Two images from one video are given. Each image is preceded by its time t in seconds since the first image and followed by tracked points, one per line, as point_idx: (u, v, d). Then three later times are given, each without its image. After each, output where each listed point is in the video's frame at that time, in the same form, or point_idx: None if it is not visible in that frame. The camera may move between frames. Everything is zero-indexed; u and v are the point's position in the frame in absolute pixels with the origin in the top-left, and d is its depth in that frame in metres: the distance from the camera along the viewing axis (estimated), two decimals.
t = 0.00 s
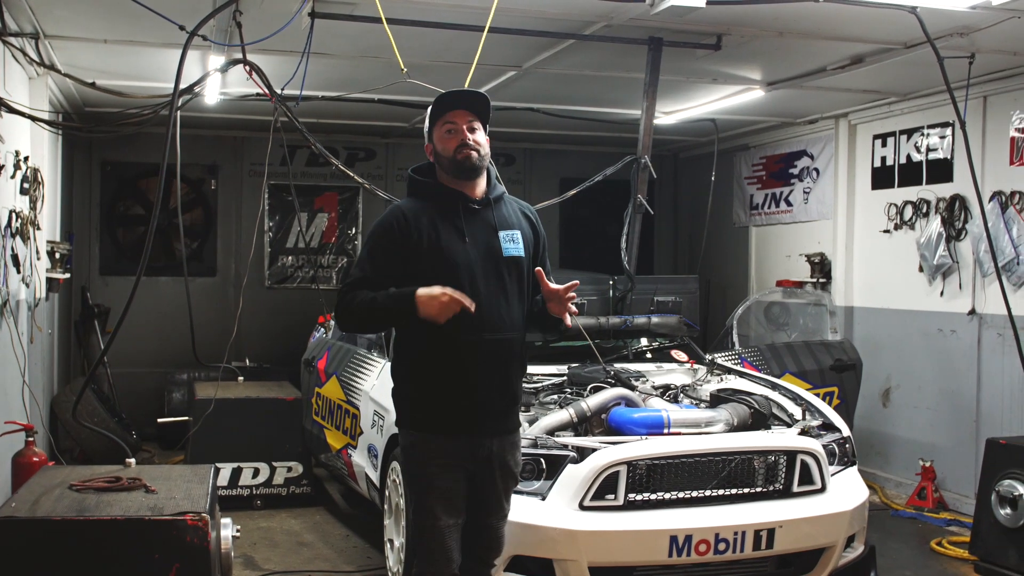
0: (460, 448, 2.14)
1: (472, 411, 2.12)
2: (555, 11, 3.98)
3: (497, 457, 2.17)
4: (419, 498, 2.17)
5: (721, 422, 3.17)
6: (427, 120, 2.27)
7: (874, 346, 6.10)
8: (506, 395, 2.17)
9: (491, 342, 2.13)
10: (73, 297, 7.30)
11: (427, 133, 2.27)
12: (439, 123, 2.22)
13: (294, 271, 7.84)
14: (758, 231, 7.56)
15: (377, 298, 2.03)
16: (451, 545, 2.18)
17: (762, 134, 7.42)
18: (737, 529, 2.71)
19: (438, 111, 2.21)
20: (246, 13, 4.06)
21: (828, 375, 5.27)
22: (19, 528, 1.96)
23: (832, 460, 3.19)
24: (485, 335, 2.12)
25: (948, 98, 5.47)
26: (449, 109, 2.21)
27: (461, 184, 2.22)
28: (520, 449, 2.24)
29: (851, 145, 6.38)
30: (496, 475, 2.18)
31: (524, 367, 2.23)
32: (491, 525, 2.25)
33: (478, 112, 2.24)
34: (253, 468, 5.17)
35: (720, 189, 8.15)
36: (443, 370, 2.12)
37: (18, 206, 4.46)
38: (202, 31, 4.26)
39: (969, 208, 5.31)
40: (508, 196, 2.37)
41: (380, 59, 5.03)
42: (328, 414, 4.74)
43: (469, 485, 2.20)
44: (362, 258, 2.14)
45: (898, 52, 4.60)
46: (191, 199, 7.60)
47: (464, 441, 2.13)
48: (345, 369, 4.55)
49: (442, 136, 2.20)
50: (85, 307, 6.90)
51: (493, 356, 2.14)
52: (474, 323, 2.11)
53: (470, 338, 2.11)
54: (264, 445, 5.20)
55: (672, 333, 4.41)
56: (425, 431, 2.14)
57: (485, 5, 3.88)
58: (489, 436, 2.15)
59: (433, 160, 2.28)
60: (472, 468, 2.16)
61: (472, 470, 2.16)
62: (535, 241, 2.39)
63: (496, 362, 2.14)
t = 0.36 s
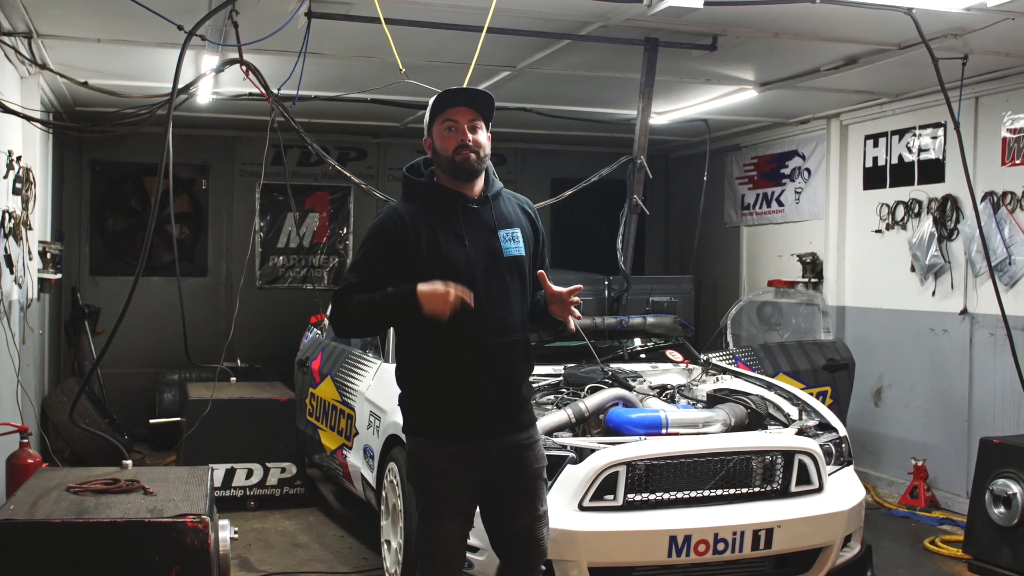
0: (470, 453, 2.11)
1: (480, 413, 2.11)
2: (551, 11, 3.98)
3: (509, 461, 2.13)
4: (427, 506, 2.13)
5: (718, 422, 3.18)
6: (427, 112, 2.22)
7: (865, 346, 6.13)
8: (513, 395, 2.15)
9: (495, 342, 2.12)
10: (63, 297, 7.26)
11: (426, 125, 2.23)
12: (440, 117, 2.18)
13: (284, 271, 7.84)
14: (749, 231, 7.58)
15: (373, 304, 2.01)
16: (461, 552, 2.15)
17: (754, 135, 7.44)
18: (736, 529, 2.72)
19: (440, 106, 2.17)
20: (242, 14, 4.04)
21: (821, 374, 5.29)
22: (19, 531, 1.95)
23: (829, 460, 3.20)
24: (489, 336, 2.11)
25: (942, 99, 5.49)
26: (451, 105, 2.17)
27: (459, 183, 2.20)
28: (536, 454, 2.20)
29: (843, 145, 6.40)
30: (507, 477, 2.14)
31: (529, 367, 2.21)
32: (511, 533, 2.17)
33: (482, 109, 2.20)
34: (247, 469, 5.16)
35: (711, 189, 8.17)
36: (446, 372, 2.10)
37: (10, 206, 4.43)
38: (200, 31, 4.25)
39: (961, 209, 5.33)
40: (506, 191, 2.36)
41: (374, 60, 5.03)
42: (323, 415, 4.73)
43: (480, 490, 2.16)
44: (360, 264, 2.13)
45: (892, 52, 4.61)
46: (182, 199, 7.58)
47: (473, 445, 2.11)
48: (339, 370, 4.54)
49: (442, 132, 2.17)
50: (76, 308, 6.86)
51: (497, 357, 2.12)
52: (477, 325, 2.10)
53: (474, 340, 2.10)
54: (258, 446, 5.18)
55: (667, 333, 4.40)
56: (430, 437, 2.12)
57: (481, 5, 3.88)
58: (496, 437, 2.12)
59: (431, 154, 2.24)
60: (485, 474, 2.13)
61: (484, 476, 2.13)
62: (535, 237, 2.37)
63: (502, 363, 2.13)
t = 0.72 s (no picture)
0: (480, 456, 2.11)
1: (492, 417, 2.11)
2: (539, 12, 3.98)
3: (521, 464, 2.12)
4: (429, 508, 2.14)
5: (708, 422, 3.19)
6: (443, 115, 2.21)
7: (849, 346, 6.17)
8: (527, 399, 2.14)
9: (508, 346, 2.11)
10: (45, 298, 7.19)
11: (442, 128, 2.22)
12: (455, 120, 2.17)
13: (268, 271, 7.80)
14: (733, 231, 7.62)
15: (391, 316, 2.09)
16: (460, 555, 2.14)
17: (738, 135, 7.47)
18: (726, 529, 2.73)
19: (454, 108, 2.16)
20: (232, 13, 4.00)
21: (807, 374, 5.32)
22: (7, 535, 1.92)
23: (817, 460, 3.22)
24: (501, 339, 2.11)
25: (927, 100, 5.53)
26: (466, 108, 2.16)
27: (474, 186, 2.17)
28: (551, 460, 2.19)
29: (827, 146, 6.44)
30: (517, 482, 2.13)
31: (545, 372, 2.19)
32: (521, 536, 2.16)
33: (495, 111, 2.18)
34: (233, 470, 5.12)
35: (696, 189, 8.19)
36: (458, 375, 2.11)
37: None
38: (191, 30, 4.22)
39: (945, 210, 5.39)
40: (530, 194, 2.29)
41: (361, 59, 5.01)
42: (310, 416, 4.70)
43: (489, 493, 2.16)
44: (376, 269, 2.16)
45: (878, 54, 4.64)
46: (166, 198, 7.52)
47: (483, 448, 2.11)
48: (327, 371, 4.52)
49: (456, 135, 2.16)
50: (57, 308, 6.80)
51: (510, 361, 2.12)
52: (487, 328, 2.10)
53: (485, 344, 2.10)
54: (243, 448, 5.15)
55: (655, 333, 4.40)
56: (440, 440, 2.12)
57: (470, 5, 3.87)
58: (506, 441, 2.12)
59: (448, 158, 2.23)
60: (496, 477, 2.13)
61: (493, 480, 2.13)
62: (560, 241, 2.29)
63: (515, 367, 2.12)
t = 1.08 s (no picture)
0: (516, 455, 2.11)
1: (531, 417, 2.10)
2: (529, 12, 3.99)
3: (557, 464, 2.12)
4: (462, 503, 2.15)
5: (699, 421, 3.19)
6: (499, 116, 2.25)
7: (834, 345, 6.22)
8: (569, 399, 2.12)
9: (550, 346, 2.10)
10: (28, 297, 7.11)
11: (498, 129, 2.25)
12: (509, 120, 2.20)
13: (254, 271, 7.76)
14: (718, 231, 7.65)
15: (437, 313, 2.10)
16: (465, 555, 2.12)
17: (724, 135, 7.50)
18: (718, 528, 2.74)
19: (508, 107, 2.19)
20: (222, 11, 3.97)
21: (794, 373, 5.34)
22: None
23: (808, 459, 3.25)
24: (543, 339, 2.10)
25: (912, 101, 5.57)
26: (520, 108, 2.18)
27: (525, 185, 2.18)
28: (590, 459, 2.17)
29: (812, 146, 6.48)
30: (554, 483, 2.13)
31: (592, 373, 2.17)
32: (554, 535, 2.17)
33: (551, 111, 2.20)
34: (220, 471, 5.10)
35: (681, 189, 8.22)
36: (496, 374, 2.11)
37: None
38: (183, 29, 4.21)
39: (930, 210, 5.44)
40: (586, 197, 2.28)
41: (349, 58, 4.99)
42: (298, 416, 4.69)
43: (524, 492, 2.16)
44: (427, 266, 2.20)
45: (865, 54, 4.67)
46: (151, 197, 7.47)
47: (518, 447, 2.11)
48: (316, 371, 4.50)
49: (509, 134, 2.18)
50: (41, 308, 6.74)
51: (552, 361, 2.10)
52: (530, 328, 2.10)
53: (526, 343, 2.10)
54: (231, 448, 5.11)
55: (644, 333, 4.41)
56: (480, 437, 2.13)
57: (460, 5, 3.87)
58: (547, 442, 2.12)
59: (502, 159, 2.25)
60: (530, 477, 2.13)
61: (526, 478, 2.13)
62: (615, 243, 2.25)
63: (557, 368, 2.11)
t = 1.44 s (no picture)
0: (531, 452, 2.15)
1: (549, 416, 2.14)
2: (522, 12, 3.99)
3: (570, 463, 2.16)
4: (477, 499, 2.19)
5: (693, 422, 3.19)
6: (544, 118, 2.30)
7: (824, 344, 6.24)
8: (590, 402, 2.16)
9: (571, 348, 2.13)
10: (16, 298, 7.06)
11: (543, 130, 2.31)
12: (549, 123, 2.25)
13: (243, 271, 7.73)
14: (707, 232, 7.67)
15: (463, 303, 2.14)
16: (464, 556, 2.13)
17: (714, 136, 7.52)
18: (714, 529, 2.75)
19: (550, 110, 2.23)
20: (216, 11, 3.95)
21: (785, 373, 5.36)
22: None
23: (801, 459, 3.26)
24: (564, 340, 2.13)
25: (903, 102, 5.59)
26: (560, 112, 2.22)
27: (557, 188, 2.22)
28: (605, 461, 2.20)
29: (802, 147, 6.51)
30: (568, 483, 2.17)
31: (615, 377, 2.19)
32: (568, 533, 2.20)
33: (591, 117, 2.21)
34: (211, 472, 5.08)
35: (671, 190, 8.24)
36: (518, 372, 2.16)
37: None
38: (178, 30, 4.20)
39: (920, 211, 5.47)
40: (625, 202, 2.29)
41: (341, 59, 4.98)
42: (290, 417, 4.67)
43: (540, 490, 2.20)
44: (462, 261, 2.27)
45: (857, 56, 4.69)
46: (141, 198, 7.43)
47: (533, 446, 2.15)
48: (308, 372, 4.48)
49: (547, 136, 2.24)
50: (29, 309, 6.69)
51: (573, 362, 2.14)
52: (553, 329, 2.14)
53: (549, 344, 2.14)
54: (222, 450, 5.09)
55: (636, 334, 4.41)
56: (498, 432, 2.17)
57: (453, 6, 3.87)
58: (564, 441, 2.15)
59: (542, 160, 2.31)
60: (545, 474, 2.17)
61: (541, 476, 2.17)
62: (649, 250, 2.25)
63: (577, 370, 2.14)
